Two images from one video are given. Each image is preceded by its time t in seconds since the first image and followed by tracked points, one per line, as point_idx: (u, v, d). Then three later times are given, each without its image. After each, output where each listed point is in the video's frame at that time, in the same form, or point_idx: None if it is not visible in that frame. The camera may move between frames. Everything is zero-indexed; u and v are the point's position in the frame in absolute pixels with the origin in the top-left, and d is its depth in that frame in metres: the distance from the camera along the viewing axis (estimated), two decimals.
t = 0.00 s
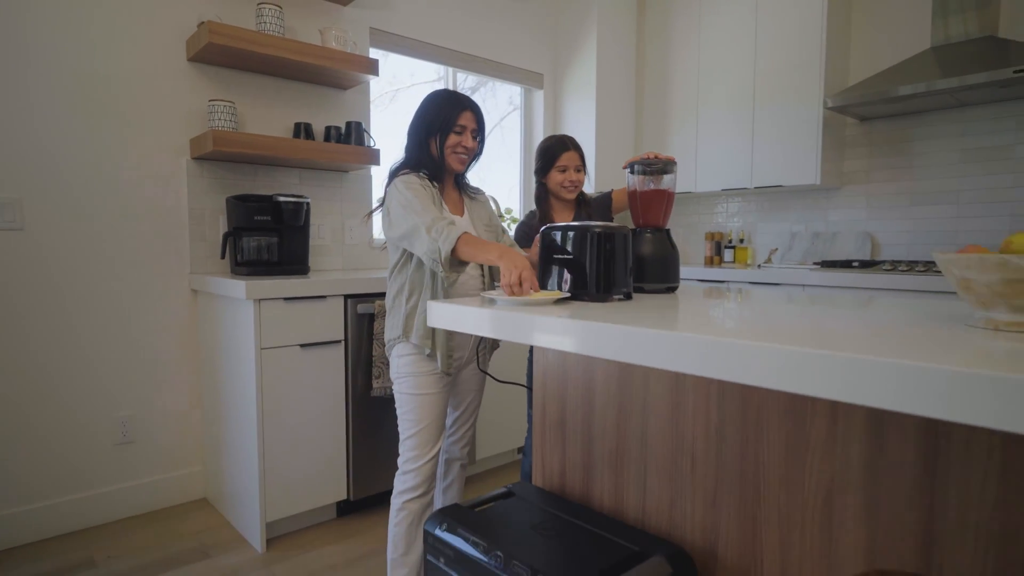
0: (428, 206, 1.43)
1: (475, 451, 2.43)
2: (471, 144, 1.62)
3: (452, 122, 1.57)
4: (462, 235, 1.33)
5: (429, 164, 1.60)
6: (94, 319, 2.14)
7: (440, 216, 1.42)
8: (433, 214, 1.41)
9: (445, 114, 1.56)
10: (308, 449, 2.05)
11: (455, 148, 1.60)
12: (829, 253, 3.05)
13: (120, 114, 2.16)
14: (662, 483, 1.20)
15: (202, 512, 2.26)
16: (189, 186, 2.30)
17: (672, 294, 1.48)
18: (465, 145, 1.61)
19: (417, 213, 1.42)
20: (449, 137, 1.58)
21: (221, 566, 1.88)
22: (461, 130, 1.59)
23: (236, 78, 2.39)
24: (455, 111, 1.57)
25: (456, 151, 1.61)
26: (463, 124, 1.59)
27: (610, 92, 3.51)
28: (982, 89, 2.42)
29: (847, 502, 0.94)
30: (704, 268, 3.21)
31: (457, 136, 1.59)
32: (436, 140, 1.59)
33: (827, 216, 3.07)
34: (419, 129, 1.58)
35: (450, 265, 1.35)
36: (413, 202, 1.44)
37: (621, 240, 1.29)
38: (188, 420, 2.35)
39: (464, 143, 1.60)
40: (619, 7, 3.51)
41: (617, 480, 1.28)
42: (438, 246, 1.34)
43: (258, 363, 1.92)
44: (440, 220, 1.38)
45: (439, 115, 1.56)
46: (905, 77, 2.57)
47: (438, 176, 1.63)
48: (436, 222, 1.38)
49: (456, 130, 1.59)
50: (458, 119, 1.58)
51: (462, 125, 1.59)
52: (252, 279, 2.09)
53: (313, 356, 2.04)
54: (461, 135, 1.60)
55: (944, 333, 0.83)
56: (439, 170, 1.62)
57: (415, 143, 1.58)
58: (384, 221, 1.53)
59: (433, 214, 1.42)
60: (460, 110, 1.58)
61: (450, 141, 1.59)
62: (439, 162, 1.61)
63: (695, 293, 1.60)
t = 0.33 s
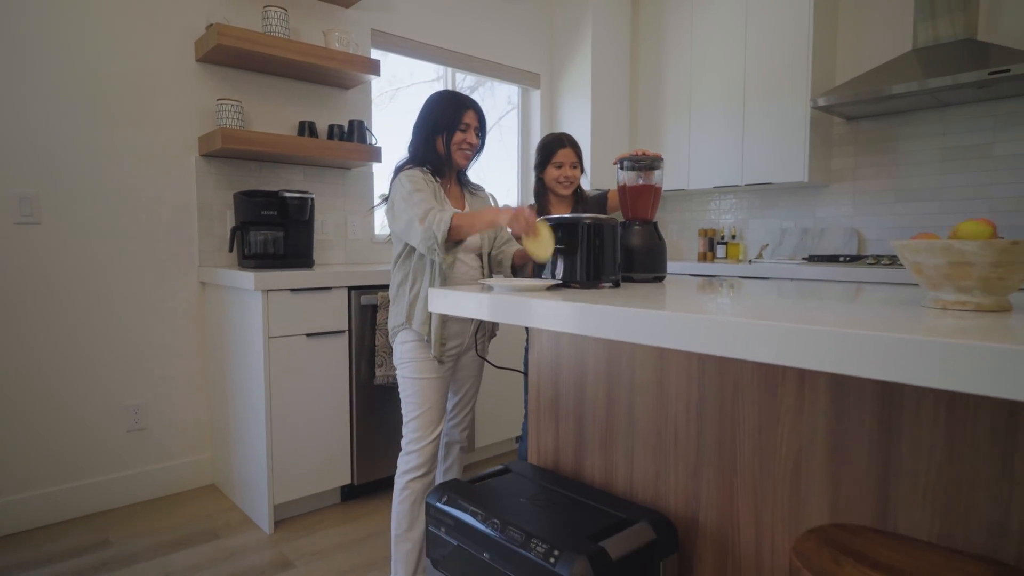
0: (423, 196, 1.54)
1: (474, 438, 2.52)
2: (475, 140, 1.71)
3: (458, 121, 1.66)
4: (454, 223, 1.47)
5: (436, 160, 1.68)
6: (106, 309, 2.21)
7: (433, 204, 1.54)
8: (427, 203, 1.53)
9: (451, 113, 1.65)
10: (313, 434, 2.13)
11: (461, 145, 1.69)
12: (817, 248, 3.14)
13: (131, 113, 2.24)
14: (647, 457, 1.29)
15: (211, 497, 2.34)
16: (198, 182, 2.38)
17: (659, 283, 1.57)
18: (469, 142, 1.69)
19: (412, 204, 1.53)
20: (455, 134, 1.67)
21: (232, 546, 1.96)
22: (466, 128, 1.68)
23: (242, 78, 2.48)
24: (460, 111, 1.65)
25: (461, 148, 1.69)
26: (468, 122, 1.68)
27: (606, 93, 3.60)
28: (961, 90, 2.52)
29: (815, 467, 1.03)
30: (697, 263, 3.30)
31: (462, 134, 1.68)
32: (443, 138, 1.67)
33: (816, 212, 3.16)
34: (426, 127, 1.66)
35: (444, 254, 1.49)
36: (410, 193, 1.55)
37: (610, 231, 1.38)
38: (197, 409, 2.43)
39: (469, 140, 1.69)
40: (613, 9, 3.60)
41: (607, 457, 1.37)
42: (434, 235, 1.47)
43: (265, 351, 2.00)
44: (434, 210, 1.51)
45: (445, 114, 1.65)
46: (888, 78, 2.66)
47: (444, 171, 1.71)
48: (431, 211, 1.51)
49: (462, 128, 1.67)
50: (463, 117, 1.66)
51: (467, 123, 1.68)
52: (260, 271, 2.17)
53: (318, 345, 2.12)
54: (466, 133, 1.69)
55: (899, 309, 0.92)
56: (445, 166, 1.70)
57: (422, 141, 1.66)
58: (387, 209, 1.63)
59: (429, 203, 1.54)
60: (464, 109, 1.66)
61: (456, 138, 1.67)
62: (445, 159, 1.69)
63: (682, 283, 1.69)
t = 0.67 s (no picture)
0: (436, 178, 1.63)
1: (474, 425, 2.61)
2: (475, 141, 1.79)
3: (460, 124, 1.73)
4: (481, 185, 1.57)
5: (438, 161, 1.76)
6: (119, 300, 2.29)
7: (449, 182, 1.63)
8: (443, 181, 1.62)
9: (452, 116, 1.72)
10: (319, 421, 2.22)
11: (462, 147, 1.77)
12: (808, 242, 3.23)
13: (142, 110, 2.31)
14: (638, 438, 1.38)
15: (220, 482, 2.42)
16: (207, 178, 2.45)
17: (651, 276, 1.66)
18: (470, 144, 1.77)
19: (428, 183, 1.61)
20: (456, 137, 1.75)
21: (242, 527, 2.05)
22: (467, 130, 1.76)
23: (249, 77, 2.55)
24: (461, 114, 1.72)
25: (462, 149, 1.78)
26: (468, 124, 1.76)
27: (603, 91, 3.68)
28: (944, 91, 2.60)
29: (792, 446, 1.11)
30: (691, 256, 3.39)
31: (463, 136, 1.76)
32: (444, 140, 1.74)
33: (808, 208, 3.25)
34: (428, 128, 1.73)
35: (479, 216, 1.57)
36: (421, 178, 1.63)
37: (603, 227, 1.47)
38: (206, 397, 2.51)
39: (469, 142, 1.77)
40: (611, 9, 3.68)
41: (601, 439, 1.46)
42: (465, 197, 1.56)
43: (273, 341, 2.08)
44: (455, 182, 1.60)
45: (447, 117, 1.72)
46: (876, 78, 2.74)
47: (446, 172, 1.80)
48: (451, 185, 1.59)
49: (463, 130, 1.75)
50: (464, 120, 1.74)
51: (468, 125, 1.75)
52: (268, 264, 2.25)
53: (323, 336, 2.21)
54: (467, 135, 1.77)
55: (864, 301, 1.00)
56: (447, 167, 1.78)
57: (425, 142, 1.74)
58: (393, 203, 1.70)
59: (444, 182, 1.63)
60: (465, 112, 1.74)
61: (457, 140, 1.75)
62: (447, 160, 1.77)
63: (673, 276, 1.78)
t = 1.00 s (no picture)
0: (433, 191, 1.69)
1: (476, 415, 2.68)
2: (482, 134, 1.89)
3: (475, 119, 1.81)
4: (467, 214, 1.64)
5: (455, 156, 1.83)
6: (132, 292, 2.36)
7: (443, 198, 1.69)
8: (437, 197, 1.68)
9: (469, 114, 1.79)
10: (326, 409, 2.29)
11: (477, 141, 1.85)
12: (800, 238, 3.31)
13: (154, 108, 2.37)
14: (633, 420, 1.45)
15: (228, 468, 2.49)
16: (216, 174, 2.52)
17: (647, 267, 1.72)
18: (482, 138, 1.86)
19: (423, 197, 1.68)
20: (473, 132, 1.83)
21: (251, 510, 2.12)
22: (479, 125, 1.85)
23: (257, 76, 2.62)
24: (474, 110, 1.80)
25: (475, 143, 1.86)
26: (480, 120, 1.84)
27: (601, 90, 3.75)
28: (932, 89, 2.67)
29: (778, 424, 1.18)
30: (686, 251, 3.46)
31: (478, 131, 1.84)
32: (464, 135, 1.82)
33: (801, 204, 3.33)
34: (446, 124, 1.78)
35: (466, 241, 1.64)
36: (421, 187, 1.69)
37: (600, 220, 1.55)
38: (214, 387, 2.58)
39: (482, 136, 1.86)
40: (610, 9, 3.75)
41: (598, 421, 1.53)
42: (449, 225, 1.63)
43: (282, 332, 2.16)
44: (445, 204, 1.67)
45: (466, 115, 1.79)
46: (867, 77, 2.81)
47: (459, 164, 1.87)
48: (441, 206, 1.66)
49: (477, 126, 1.83)
50: (478, 116, 1.82)
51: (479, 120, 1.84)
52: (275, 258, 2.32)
53: (330, 327, 2.28)
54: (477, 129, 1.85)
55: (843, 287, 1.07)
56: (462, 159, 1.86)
57: (443, 137, 1.79)
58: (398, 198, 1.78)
59: (440, 195, 1.70)
60: (477, 108, 1.82)
61: (474, 135, 1.83)
62: (464, 154, 1.85)
63: (667, 268, 1.85)
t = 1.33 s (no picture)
0: (431, 198, 1.76)
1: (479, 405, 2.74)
2: (487, 127, 1.93)
3: (477, 112, 1.87)
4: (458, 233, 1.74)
5: (458, 150, 1.89)
6: (143, 284, 2.42)
7: (439, 206, 1.77)
8: (433, 207, 1.76)
9: (470, 107, 1.85)
10: (332, 398, 2.35)
11: (479, 134, 1.91)
12: (795, 233, 3.39)
13: (164, 105, 2.43)
14: (631, 402, 1.51)
15: (236, 457, 2.55)
16: (224, 170, 2.58)
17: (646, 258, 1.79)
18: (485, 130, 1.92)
19: (420, 204, 1.76)
20: (474, 125, 1.88)
21: (260, 495, 2.18)
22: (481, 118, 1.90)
23: (264, 75, 2.68)
24: (475, 105, 1.85)
25: (478, 137, 1.91)
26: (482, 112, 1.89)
27: (600, 89, 3.81)
28: (923, 87, 2.74)
29: (769, 402, 1.24)
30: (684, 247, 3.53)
31: (479, 124, 1.89)
32: (466, 129, 1.88)
33: (796, 200, 3.40)
34: (449, 120, 1.85)
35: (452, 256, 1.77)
36: (420, 190, 1.76)
37: (601, 211, 1.61)
38: (222, 378, 2.64)
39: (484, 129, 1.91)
40: (608, 9, 3.81)
41: (598, 405, 1.59)
42: (440, 241, 1.74)
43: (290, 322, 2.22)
44: (440, 216, 1.76)
45: (466, 108, 1.84)
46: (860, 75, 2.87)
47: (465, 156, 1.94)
48: (435, 218, 1.75)
49: (478, 119, 1.89)
50: (479, 109, 1.87)
51: (482, 113, 1.89)
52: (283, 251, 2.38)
53: (337, 318, 2.34)
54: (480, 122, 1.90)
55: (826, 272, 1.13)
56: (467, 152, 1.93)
57: (448, 133, 1.86)
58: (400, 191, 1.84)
59: (437, 202, 1.77)
60: (478, 102, 1.87)
61: (476, 128, 1.89)
62: (467, 147, 1.91)
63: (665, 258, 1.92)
